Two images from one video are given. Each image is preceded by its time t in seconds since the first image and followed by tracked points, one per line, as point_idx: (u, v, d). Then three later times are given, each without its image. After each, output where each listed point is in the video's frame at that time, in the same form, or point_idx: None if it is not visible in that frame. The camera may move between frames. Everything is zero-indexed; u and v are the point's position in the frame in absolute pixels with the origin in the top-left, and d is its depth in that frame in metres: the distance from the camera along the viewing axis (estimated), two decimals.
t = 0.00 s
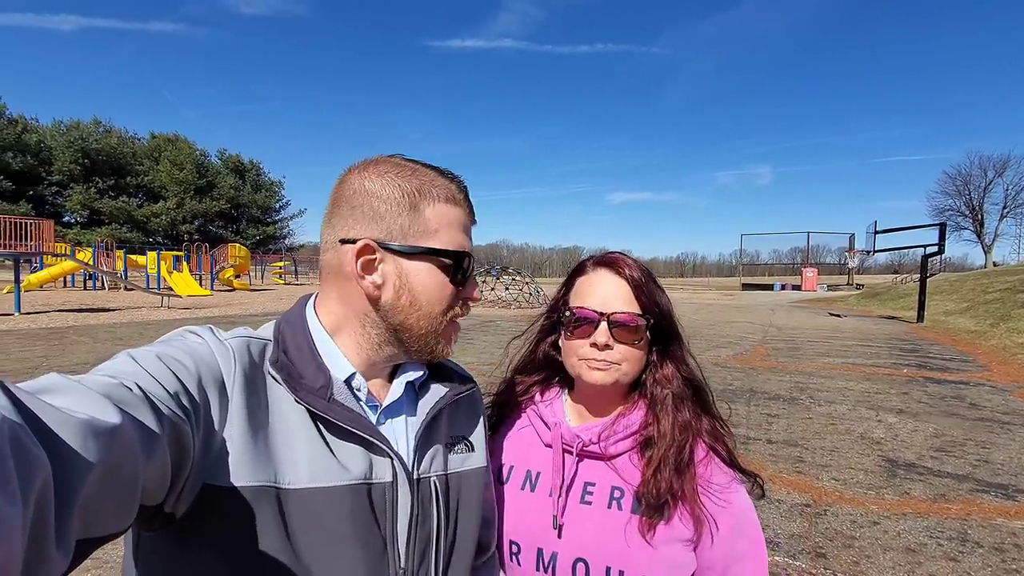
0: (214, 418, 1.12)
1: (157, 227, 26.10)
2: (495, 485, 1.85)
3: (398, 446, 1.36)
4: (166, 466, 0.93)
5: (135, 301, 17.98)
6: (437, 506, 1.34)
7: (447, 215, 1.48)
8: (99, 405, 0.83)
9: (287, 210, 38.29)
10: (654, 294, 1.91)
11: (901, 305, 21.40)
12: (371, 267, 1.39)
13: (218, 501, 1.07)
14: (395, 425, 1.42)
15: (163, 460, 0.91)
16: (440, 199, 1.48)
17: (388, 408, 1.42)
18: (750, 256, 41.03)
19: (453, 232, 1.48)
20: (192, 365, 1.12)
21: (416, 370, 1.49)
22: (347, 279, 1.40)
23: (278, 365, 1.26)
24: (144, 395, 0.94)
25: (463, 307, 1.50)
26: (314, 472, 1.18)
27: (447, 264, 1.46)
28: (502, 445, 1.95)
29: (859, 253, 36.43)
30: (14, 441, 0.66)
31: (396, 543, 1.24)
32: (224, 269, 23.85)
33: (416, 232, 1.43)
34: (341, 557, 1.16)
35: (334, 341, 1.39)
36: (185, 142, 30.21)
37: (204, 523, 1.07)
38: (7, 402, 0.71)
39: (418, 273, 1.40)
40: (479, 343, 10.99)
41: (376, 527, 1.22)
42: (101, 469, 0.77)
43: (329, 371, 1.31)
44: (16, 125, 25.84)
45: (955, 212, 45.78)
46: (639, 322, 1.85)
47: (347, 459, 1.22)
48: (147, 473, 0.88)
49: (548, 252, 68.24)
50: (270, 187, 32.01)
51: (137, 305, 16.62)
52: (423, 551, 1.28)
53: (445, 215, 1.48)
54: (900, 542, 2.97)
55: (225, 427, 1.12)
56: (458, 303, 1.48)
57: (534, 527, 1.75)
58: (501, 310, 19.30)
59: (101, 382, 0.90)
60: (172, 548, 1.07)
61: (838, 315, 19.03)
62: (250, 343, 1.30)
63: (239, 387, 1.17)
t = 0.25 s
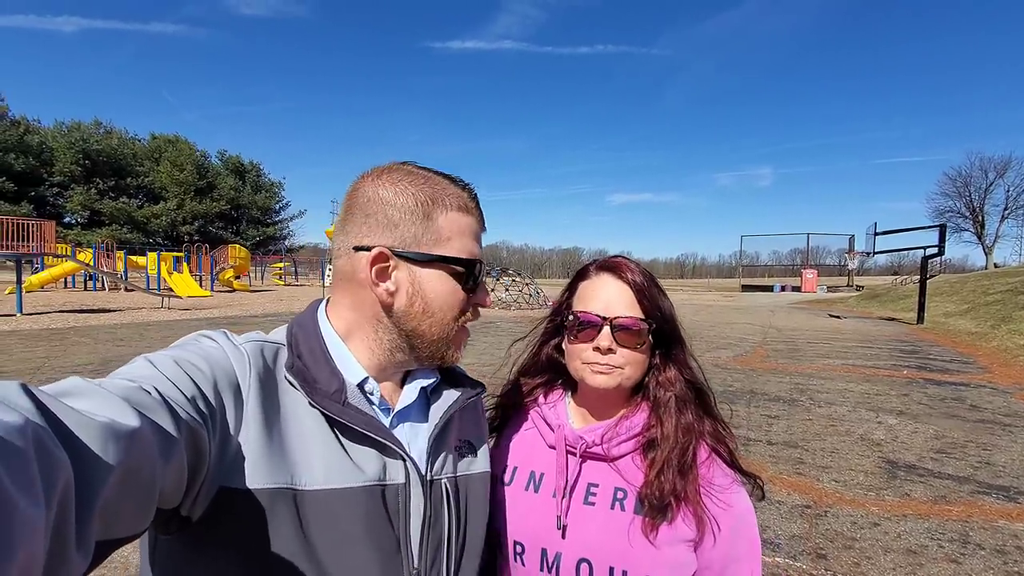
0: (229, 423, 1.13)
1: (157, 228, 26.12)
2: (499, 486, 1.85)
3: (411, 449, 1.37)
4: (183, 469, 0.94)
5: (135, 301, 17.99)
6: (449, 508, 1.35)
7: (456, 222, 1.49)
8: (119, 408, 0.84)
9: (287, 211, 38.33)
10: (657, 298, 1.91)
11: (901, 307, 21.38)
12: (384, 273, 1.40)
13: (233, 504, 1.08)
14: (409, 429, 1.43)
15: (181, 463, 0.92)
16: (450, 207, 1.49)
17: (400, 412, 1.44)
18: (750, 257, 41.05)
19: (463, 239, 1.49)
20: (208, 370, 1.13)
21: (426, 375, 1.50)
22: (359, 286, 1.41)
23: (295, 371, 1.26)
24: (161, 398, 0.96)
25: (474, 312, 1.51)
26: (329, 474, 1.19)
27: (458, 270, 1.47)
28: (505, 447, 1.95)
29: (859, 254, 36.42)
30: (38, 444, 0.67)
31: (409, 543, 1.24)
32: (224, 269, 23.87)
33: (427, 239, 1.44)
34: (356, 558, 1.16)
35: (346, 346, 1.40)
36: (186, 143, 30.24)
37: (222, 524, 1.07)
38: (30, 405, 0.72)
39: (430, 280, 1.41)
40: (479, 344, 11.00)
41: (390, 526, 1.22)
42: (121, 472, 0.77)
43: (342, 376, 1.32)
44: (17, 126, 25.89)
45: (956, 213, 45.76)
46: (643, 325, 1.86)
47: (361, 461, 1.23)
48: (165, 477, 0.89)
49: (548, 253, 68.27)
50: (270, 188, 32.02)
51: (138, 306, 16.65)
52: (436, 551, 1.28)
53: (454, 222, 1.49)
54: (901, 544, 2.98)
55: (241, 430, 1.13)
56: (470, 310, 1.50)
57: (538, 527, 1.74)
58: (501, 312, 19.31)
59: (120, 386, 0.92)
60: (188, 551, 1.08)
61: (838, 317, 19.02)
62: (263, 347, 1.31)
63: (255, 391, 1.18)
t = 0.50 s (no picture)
0: (224, 432, 1.12)
1: (158, 228, 26.14)
2: (498, 492, 1.85)
3: (406, 453, 1.38)
4: (179, 479, 0.93)
5: (136, 301, 17.99)
6: (445, 511, 1.35)
7: (451, 227, 1.49)
8: (112, 420, 0.83)
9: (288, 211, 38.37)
10: (654, 303, 1.91)
11: (902, 310, 21.36)
12: (378, 275, 1.40)
13: (229, 513, 1.08)
14: (404, 432, 1.42)
15: (176, 474, 0.92)
16: (445, 211, 1.50)
17: (394, 415, 1.43)
18: (750, 259, 41.05)
19: (457, 243, 1.50)
20: (201, 378, 1.13)
21: (421, 379, 1.50)
22: (353, 288, 1.41)
23: (289, 377, 1.26)
24: (155, 409, 0.95)
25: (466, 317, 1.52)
26: (326, 479, 1.19)
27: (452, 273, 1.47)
28: (505, 452, 1.95)
29: (860, 256, 36.42)
30: (31, 459, 0.67)
31: (407, 549, 1.24)
32: (225, 269, 23.89)
33: (421, 242, 1.44)
34: (354, 562, 1.16)
35: (338, 349, 1.40)
36: (187, 143, 30.27)
37: (218, 533, 1.07)
38: (21, 419, 0.72)
39: (424, 283, 1.42)
40: (479, 345, 11.01)
41: (388, 532, 1.22)
42: (115, 486, 0.78)
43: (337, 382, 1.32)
44: (19, 126, 25.93)
45: (957, 216, 45.72)
46: (640, 331, 1.86)
47: (358, 466, 1.23)
48: (160, 487, 0.89)
49: (549, 255, 68.28)
50: (271, 188, 32.05)
51: (139, 306, 16.66)
52: (432, 557, 1.28)
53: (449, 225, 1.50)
54: (900, 547, 2.97)
55: (235, 438, 1.13)
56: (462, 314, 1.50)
57: (537, 533, 1.75)
58: (501, 313, 19.30)
59: (114, 398, 0.91)
60: (184, 563, 1.07)
61: (838, 320, 19.00)
62: (256, 354, 1.30)
63: (250, 398, 1.18)
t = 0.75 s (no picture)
0: (228, 439, 1.12)
1: (160, 226, 26.19)
2: (503, 498, 1.85)
3: (410, 461, 1.38)
4: (184, 486, 0.93)
5: (137, 299, 18.02)
6: (449, 519, 1.35)
7: (451, 231, 1.48)
8: (118, 426, 0.84)
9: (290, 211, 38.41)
10: (656, 310, 1.91)
11: (904, 313, 21.33)
12: (377, 280, 1.40)
13: (235, 519, 1.08)
14: (407, 440, 1.43)
15: (180, 481, 0.92)
16: (444, 215, 1.49)
17: (398, 424, 1.44)
18: (751, 262, 41.03)
19: (457, 248, 1.48)
20: (206, 386, 1.13)
21: (424, 387, 1.50)
22: (354, 294, 1.41)
23: (294, 384, 1.26)
24: (160, 416, 0.96)
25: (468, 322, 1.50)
26: (329, 487, 1.19)
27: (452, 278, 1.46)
28: (509, 458, 1.96)
29: (862, 260, 36.39)
30: (37, 466, 0.67)
31: (411, 558, 1.23)
32: (227, 268, 23.92)
33: (420, 247, 1.44)
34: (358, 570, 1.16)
35: (340, 356, 1.40)
36: (190, 142, 30.33)
37: (224, 541, 1.07)
38: (28, 427, 0.73)
39: (424, 290, 1.41)
40: (480, 346, 11.02)
41: (392, 540, 1.22)
42: (121, 492, 0.78)
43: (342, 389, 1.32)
44: (22, 123, 25.99)
45: (959, 220, 45.64)
46: (643, 339, 1.86)
47: (362, 474, 1.23)
48: (165, 494, 0.89)
49: (550, 256, 68.34)
50: (273, 187, 32.09)
51: (141, 304, 16.68)
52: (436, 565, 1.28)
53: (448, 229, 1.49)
54: (902, 552, 2.97)
55: (240, 445, 1.13)
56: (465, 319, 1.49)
57: (540, 539, 1.75)
58: (503, 314, 19.32)
59: (119, 406, 0.92)
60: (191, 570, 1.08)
61: (839, 323, 18.99)
62: (261, 361, 1.30)
63: (255, 405, 1.18)
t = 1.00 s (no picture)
0: (231, 442, 1.13)
1: (160, 224, 26.17)
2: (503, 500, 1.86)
3: (414, 465, 1.38)
4: (185, 489, 0.94)
5: (136, 297, 18.01)
6: (453, 524, 1.35)
7: (444, 231, 1.47)
8: (119, 429, 0.85)
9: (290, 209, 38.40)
10: (651, 316, 1.91)
11: (903, 316, 21.35)
12: (369, 282, 1.40)
13: (236, 524, 1.09)
14: (410, 444, 1.43)
15: (182, 484, 0.93)
16: (438, 215, 1.48)
17: (401, 428, 1.45)
18: (751, 263, 41.03)
19: (451, 248, 1.48)
20: (209, 389, 1.14)
21: (427, 391, 1.51)
22: (350, 298, 1.42)
23: (297, 387, 1.26)
24: (162, 418, 0.97)
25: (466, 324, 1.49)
26: (331, 491, 1.19)
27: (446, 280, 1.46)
28: (509, 459, 1.96)
29: (861, 262, 36.40)
30: (38, 469, 0.68)
31: (413, 562, 1.24)
32: (226, 266, 23.91)
33: (413, 248, 1.44)
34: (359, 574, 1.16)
35: (341, 359, 1.42)
36: (190, 139, 30.30)
37: (225, 544, 1.08)
38: (31, 429, 0.74)
39: (416, 292, 1.41)
40: (479, 346, 11.03)
41: (393, 546, 1.22)
42: (122, 494, 0.78)
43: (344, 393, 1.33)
44: (22, 120, 25.95)
45: (959, 223, 45.63)
46: (638, 345, 1.88)
47: (364, 479, 1.23)
48: (166, 497, 0.89)
49: (550, 256, 68.35)
50: (273, 185, 32.08)
51: (140, 301, 16.68)
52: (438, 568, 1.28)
53: (441, 230, 1.48)
54: (899, 555, 2.98)
55: (241, 449, 1.14)
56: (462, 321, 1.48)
57: (540, 542, 1.76)
58: (502, 313, 19.32)
59: (122, 407, 0.93)
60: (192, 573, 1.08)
61: (838, 325, 19.02)
62: (264, 364, 1.31)
63: (257, 409, 1.18)
